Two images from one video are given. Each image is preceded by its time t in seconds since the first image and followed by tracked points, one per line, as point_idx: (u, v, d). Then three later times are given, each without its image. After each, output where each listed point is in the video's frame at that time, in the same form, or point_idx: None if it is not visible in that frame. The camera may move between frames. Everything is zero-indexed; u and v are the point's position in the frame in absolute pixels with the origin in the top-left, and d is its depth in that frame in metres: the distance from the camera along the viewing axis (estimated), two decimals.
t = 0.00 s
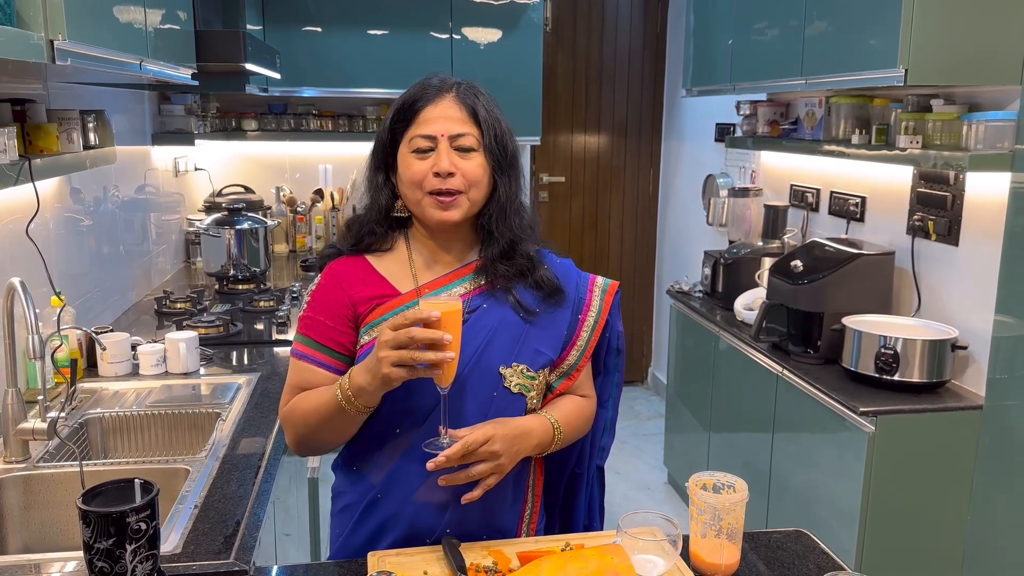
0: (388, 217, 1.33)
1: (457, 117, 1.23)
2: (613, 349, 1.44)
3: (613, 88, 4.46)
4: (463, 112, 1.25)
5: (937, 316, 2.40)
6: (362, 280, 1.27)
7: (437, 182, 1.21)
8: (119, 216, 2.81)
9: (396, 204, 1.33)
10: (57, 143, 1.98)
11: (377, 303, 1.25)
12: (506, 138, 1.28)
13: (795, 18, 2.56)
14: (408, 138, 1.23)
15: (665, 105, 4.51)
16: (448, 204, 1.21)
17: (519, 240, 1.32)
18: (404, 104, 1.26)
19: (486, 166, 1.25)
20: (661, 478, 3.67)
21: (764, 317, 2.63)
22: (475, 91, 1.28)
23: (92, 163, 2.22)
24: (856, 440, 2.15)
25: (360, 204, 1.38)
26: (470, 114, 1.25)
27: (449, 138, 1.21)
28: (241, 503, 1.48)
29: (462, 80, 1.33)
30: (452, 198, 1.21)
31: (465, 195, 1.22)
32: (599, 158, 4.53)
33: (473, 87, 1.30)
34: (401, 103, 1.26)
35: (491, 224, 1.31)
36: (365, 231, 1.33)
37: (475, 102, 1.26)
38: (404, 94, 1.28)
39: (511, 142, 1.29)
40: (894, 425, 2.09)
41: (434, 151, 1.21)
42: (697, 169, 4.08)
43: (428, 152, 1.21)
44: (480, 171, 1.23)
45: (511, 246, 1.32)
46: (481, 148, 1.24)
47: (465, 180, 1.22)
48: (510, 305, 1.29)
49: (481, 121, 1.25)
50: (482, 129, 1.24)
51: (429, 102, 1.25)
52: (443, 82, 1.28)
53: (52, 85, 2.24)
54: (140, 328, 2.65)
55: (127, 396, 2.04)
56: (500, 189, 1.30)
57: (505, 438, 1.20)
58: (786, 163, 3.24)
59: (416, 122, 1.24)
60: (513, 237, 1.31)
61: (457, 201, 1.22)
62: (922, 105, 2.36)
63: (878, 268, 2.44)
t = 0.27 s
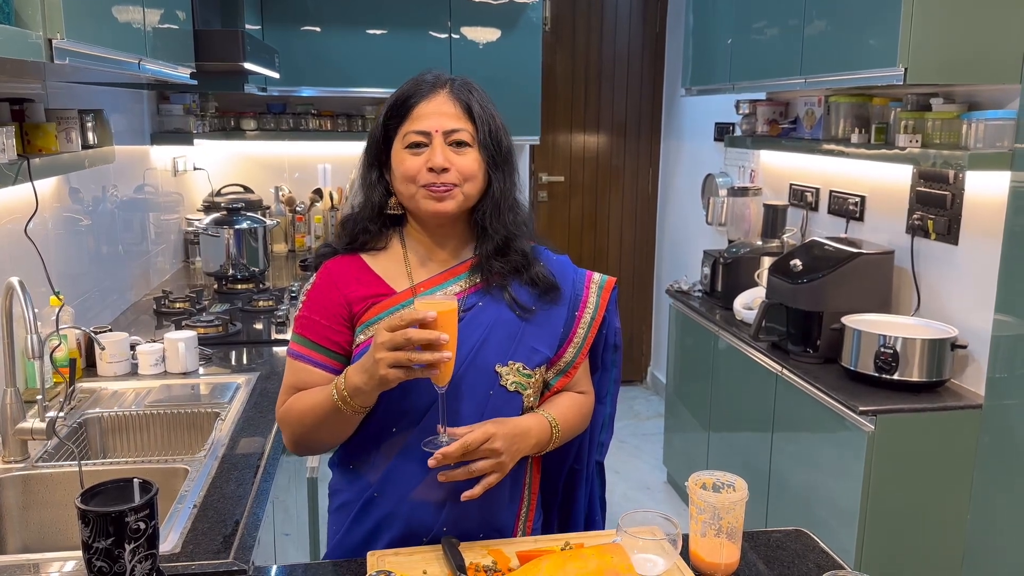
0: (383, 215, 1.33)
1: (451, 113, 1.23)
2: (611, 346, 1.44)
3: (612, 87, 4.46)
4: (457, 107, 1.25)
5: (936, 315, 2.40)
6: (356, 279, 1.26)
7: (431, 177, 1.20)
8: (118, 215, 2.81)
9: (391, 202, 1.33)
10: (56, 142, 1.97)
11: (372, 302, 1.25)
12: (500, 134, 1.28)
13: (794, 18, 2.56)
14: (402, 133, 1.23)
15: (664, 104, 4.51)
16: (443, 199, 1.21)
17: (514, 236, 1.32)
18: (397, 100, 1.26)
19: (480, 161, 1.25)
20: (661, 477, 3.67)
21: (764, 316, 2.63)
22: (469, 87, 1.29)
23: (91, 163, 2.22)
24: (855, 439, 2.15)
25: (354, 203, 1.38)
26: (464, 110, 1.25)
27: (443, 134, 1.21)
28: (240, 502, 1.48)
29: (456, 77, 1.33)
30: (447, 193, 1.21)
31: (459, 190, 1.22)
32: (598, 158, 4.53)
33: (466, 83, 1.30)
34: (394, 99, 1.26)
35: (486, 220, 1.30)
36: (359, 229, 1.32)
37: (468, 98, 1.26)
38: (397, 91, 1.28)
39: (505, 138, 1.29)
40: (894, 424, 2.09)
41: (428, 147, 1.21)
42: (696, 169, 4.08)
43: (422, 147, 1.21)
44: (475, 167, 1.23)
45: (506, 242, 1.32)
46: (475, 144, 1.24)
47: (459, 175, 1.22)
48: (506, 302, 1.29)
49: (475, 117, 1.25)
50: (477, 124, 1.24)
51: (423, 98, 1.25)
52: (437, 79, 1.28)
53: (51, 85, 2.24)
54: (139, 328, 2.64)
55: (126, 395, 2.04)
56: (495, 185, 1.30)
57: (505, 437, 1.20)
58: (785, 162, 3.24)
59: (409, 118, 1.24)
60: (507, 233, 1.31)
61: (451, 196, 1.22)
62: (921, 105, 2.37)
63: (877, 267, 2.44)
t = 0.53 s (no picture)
0: (381, 214, 1.33)
1: (449, 112, 1.23)
2: (610, 346, 1.44)
3: (611, 87, 4.45)
4: (454, 107, 1.24)
5: (936, 315, 2.40)
6: (355, 277, 1.26)
7: (427, 176, 1.20)
8: (117, 215, 2.81)
9: (389, 200, 1.33)
10: (55, 142, 1.97)
11: (370, 301, 1.25)
12: (498, 133, 1.28)
13: (794, 17, 2.56)
14: (399, 132, 1.23)
15: (664, 104, 4.51)
16: (438, 198, 1.21)
17: (511, 236, 1.32)
18: (395, 99, 1.26)
19: (477, 160, 1.25)
20: (660, 477, 3.67)
21: (764, 316, 2.63)
22: (467, 86, 1.28)
23: (90, 163, 2.22)
24: (855, 438, 2.15)
25: (354, 201, 1.38)
26: (462, 109, 1.25)
27: (440, 133, 1.21)
28: (239, 502, 1.48)
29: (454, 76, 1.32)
30: (443, 192, 1.21)
31: (455, 189, 1.22)
32: (597, 157, 4.53)
33: (464, 82, 1.30)
34: (392, 98, 1.27)
35: (484, 219, 1.30)
36: (358, 228, 1.32)
37: (466, 97, 1.26)
38: (396, 90, 1.28)
39: (502, 138, 1.29)
40: (893, 423, 2.09)
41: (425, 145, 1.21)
42: (696, 168, 4.08)
43: (419, 146, 1.21)
44: (472, 166, 1.23)
45: (504, 242, 1.32)
46: (472, 143, 1.24)
47: (455, 174, 1.21)
48: (504, 302, 1.29)
49: (472, 116, 1.25)
50: (474, 124, 1.24)
51: (420, 98, 1.25)
52: (435, 78, 1.28)
53: (50, 85, 2.24)
54: (139, 328, 2.64)
55: (126, 395, 2.04)
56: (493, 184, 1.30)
57: (507, 434, 1.20)
58: (785, 161, 3.24)
59: (407, 117, 1.23)
60: (505, 232, 1.31)
61: (447, 195, 1.22)
62: (921, 104, 2.37)
63: (877, 267, 2.44)
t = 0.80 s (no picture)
0: (382, 213, 1.33)
1: (451, 110, 1.23)
2: (610, 346, 1.44)
3: (611, 86, 4.45)
4: (457, 104, 1.25)
5: (936, 314, 2.40)
6: (355, 277, 1.26)
7: (429, 173, 1.20)
8: (116, 215, 2.81)
9: (390, 199, 1.32)
10: (54, 142, 1.97)
11: (370, 301, 1.25)
12: (500, 132, 1.28)
13: (793, 16, 2.56)
14: (402, 130, 1.23)
15: (663, 103, 4.51)
16: (440, 195, 1.21)
17: (512, 235, 1.32)
18: (398, 97, 1.26)
19: (479, 159, 1.25)
20: (660, 476, 3.66)
21: (763, 316, 2.63)
22: (469, 86, 1.29)
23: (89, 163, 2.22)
24: (855, 438, 2.15)
25: (354, 201, 1.38)
26: (464, 108, 1.25)
27: (443, 131, 1.21)
28: (238, 502, 1.47)
29: (457, 76, 1.33)
30: (445, 189, 1.21)
31: (457, 187, 1.22)
32: (597, 157, 4.53)
33: (467, 81, 1.30)
34: (394, 97, 1.27)
35: (485, 218, 1.30)
36: (358, 228, 1.32)
37: (469, 96, 1.26)
38: (398, 89, 1.28)
39: (505, 136, 1.29)
40: (893, 423, 2.09)
41: (427, 143, 1.21)
42: (695, 168, 4.08)
43: (422, 144, 1.21)
44: (474, 164, 1.23)
45: (504, 241, 1.32)
46: (475, 141, 1.24)
47: (458, 171, 1.21)
48: (504, 302, 1.29)
49: (475, 115, 1.25)
50: (476, 122, 1.24)
51: (423, 96, 1.25)
52: (437, 77, 1.28)
53: (49, 85, 2.24)
54: (138, 327, 2.64)
55: (125, 396, 2.04)
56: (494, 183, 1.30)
57: (508, 434, 1.20)
58: (784, 161, 3.24)
59: (410, 115, 1.23)
60: (506, 232, 1.31)
61: (449, 192, 1.21)
62: (920, 103, 2.37)
63: (876, 266, 2.44)
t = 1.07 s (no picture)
0: (385, 213, 1.33)
1: (457, 108, 1.24)
2: (611, 346, 1.44)
3: (610, 86, 4.45)
4: (461, 103, 1.25)
5: (935, 313, 2.40)
6: (358, 277, 1.26)
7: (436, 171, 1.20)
8: (116, 215, 2.81)
9: (394, 199, 1.32)
10: (53, 142, 1.97)
11: (373, 301, 1.25)
12: (504, 130, 1.28)
13: (792, 16, 2.56)
14: (407, 129, 1.23)
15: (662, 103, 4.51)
16: (448, 193, 1.21)
17: (516, 233, 1.32)
18: (401, 97, 1.27)
19: (484, 157, 1.25)
20: (660, 476, 3.66)
21: (763, 315, 2.63)
22: (473, 85, 1.29)
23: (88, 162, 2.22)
24: (854, 437, 2.15)
25: (356, 201, 1.38)
26: (469, 106, 1.25)
27: (449, 128, 1.21)
28: (238, 502, 1.47)
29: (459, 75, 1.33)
30: (453, 187, 1.21)
31: (464, 184, 1.22)
32: (596, 156, 4.53)
33: (470, 80, 1.30)
34: (398, 96, 1.27)
35: (489, 217, 1.30)
36: (361, 227, 1.32)
37: (473, 95, 1.27)
38: (402, 88, 1.28)
39: (509, 135, 1.29)
40: (892, 422, 2.09)
41: (433, 141, 1.21)
42: (694, 167, 4.08)
43: (428, 142, 1.21)
44: (479, 162, 1.23)
45: (509, 240, 1.32)
46: (479, 139, 1.24)
47: (464, 169, 1.21)
48: (507, 301, 1.29)
49: (479, 113, 1.25)
50: (481, 120, 1.25)
51: (427, 95, 1.25)
52: (441, 76, 1.29)
53: (48, 85, 2.24)
54: (137, 327, 2.64)
55: (124, 395, 2.04)
56: (498, 181, 1.31)
57: (508, 432, 1.20)
58: (783, 160, 3.24)
59: (414, 114, 1.24)
60: (511, 230, 1.31)
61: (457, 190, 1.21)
62: (919, 102, 2.37)
63: (876, 266, 2.44)
